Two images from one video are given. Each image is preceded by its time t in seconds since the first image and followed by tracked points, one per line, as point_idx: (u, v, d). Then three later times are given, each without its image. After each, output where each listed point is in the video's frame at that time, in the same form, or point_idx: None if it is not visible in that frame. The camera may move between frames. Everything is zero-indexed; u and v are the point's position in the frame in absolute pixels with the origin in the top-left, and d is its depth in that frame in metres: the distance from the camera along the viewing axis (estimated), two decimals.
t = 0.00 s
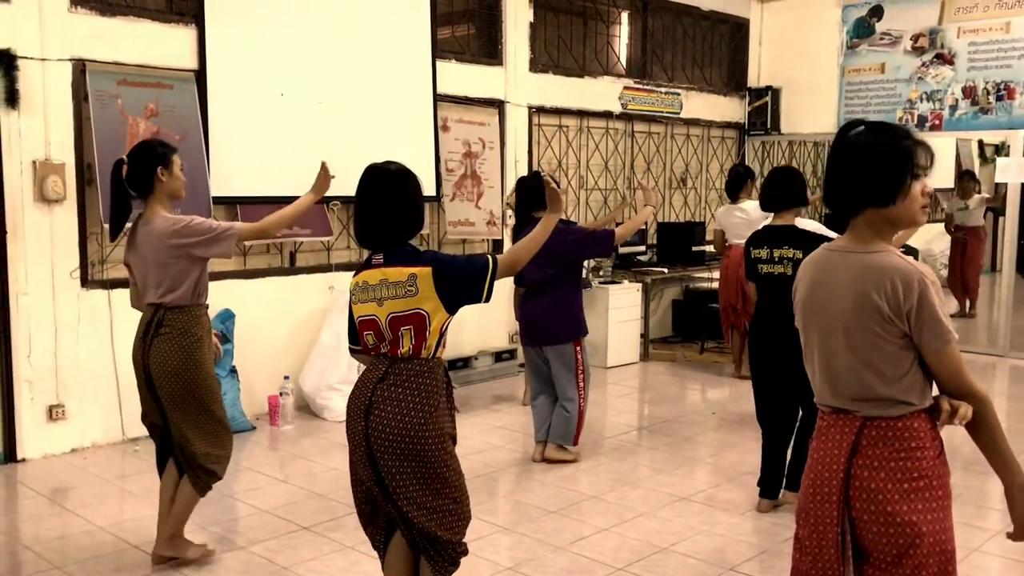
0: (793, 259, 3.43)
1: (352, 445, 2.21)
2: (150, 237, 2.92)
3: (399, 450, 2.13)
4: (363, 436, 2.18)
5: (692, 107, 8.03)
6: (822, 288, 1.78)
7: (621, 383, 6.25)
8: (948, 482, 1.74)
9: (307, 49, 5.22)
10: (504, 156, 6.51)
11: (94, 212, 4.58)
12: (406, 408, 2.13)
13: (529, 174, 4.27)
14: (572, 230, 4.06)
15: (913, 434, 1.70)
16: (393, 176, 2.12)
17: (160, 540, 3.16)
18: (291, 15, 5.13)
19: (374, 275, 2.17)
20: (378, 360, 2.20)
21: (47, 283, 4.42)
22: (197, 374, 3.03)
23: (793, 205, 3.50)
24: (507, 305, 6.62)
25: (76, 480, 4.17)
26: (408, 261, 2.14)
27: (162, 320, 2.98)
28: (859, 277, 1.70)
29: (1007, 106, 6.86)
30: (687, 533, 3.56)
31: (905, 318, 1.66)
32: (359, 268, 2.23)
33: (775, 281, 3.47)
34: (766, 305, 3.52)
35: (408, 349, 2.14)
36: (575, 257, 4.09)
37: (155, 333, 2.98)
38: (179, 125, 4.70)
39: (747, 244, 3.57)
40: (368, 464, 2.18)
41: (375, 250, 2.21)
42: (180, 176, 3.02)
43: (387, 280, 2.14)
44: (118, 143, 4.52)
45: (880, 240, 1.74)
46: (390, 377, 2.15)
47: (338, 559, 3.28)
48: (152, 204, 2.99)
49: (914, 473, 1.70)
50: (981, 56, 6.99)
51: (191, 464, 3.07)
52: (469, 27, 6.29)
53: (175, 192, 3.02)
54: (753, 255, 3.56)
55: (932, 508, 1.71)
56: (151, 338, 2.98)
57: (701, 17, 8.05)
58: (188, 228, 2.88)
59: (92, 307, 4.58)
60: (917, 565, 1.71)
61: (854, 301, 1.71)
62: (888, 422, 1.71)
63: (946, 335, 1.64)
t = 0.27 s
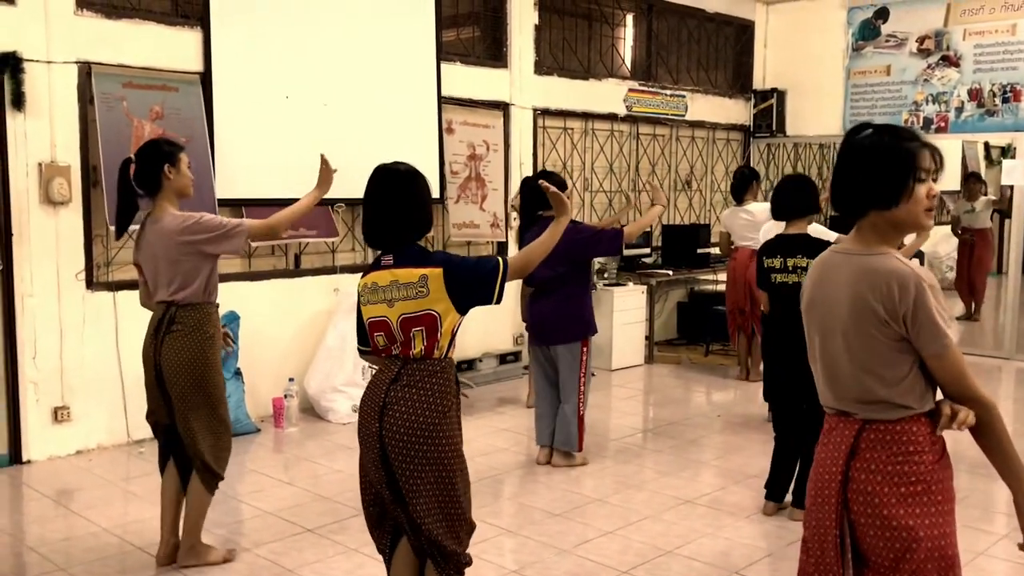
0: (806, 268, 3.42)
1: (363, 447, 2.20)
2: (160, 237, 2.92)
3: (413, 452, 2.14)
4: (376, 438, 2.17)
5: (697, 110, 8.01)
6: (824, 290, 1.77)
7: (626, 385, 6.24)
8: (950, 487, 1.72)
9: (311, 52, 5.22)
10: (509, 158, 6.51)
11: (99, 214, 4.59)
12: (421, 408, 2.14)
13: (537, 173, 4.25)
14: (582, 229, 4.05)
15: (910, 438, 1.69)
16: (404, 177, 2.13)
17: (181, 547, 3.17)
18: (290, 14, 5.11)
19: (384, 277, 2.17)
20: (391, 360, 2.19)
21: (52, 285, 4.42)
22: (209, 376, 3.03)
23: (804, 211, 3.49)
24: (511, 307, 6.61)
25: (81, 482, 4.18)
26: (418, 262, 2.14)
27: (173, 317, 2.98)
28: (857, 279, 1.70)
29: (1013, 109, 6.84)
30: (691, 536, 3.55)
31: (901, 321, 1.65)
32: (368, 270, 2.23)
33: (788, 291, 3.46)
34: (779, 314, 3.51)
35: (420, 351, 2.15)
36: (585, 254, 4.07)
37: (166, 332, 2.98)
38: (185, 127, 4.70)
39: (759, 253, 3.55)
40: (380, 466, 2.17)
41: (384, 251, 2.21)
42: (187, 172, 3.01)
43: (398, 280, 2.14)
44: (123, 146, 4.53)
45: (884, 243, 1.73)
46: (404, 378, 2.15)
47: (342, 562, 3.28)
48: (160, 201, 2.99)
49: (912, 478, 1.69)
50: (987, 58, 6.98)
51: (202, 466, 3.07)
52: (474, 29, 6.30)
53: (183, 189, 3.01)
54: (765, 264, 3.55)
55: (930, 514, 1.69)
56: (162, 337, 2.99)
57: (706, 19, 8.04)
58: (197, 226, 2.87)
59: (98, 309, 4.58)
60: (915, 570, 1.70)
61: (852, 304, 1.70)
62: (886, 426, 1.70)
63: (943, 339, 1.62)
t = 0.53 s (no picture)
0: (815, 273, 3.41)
1: (376, 453, 2.21)
2: (171, 245, 2.92)
3: (427, 458, 2.15)
4: (392, 445, 2.17)
5: (702, 111, 8.00)
6: (825, 293, 1.78)
7: (631, 388, 6.23)
8: (951, 491, 1.70)
9: (315, 54, 5.23)
10: (513, 160, 6.51)
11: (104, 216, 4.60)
12: (436, 415, 2.15)
13: (544, 176, 4.23)
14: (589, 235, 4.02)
15: (907, 441, 1.68)
16: (417, 185, 2.15)
17: (187, 550, 3.18)
18: (291, 14, 5.10)
19: (397, 283, 2.18)
20: (404, 366, 2.22)
21: (57, 287, 4.43)
22: (223, 384, 3.03)
23: (812, 216, 3.49)
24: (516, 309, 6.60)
25: (86, 483, 4.18)
26: (432, 267, 2.16)
27: (185, 326, 2.99)
28: (855, 281, 1.70)
29: (1019, 110, 6.83)
30: (696, 538, 3.54)
31: (897, 323, 1.64)
32: (380, 276, 2.25)
33: (796, 296, 3.44)
34: (786, 319, 3.49)
35: (435, 357, 2.17)
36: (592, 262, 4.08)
37: (178, 340, 2.99)
38: (190, 129, 4.71)
39: (766, 258, 3.55)
40: (397, 473, 2.17)
41: (396, 256, 2.23)
42: (197, 181, 3.02)
43: (411, 286, 2.16)
44: (128, 148, 4.53)
45: (888, 245, 1.72)
46: (419, 385, 2.17)
47: (346, 563, 3.28)
48: (171, 210, 3.00)
49: (908, 481, 1.68)
50: (993, 59, 6.97)
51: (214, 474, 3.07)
52: (478, 31, 6.32)
53: (194, 199, 3.02)
54: (772, 269, 3.54)
55: (926, 517, 1.68)
56: (174, 345, 3.00)
57: (711, 20, 8.04)
58: (210, 234, 2.88)
59: (103, 311, 4.59)
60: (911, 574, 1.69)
61: (851, 305, 1.70)
62: (884, 429, 1.70)
63: (940, 342, 1.60)
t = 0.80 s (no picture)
0: (821, 272, 3.40)
1: (388, 459, 2.21)
2: (180, 249, 2.92)
3: (440, 463, 2.15)
4: (405, 450, 2.18)
5: (706, 112, 7.99)
6: (833, 293, 1.77)
7: (634, 388, 6.22)
8: (960, 493, 1.69)
9: (319, 55, 5.23)
10: (516, 161, 6.51)
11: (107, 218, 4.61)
12: (448, 420, 2.16)
13: (551, 177, 4.24)
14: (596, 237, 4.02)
15: (913, 444, 1.67)
16: (427, 188, 2.16)
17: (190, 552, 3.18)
18: (294, 15, 5.10)
19: (407, 287, 2.18)
20: (414, 371, 2.22)
21: (61, 288, 4.44)
22: (232, 388, 3.03)
23: (818, 215, 3.49)
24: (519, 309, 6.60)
25: (90, 484, 4.18)
26: (442, 271, 2.16)
27: (193, 331, 2.99)
28: (864, 282, 1.69)
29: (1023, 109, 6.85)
30: (700, 538, 3.54)
31: (906, 325, 1.63)
32: (388, 279, 2.25)
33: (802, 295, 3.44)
34: (790, 318, 3.50)
35: (445, 363, 2.17)
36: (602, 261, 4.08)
37: (185, 346, 2.99)
38: (193, 130, 4.72)
39: (770, 257, 3.54)
40: (409, 478, 2.19)
41: (405, 260, 2.23)
42: (205, 186, 3.02)
43: (421, 291, 2.16)
44: (132, 149, 4.54)
45: (899, 246, 1.71)
46: (431, 390, 2.17)
47: (350, 564, 3.28)
48: (178, 214, 2.99)
49: (916, 484, 1.67)
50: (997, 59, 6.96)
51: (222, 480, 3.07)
52: (481, 31, 6.29)
53: (201, 203, 3.02)
54: (776, 269, 3.53)
55: (936, 521, 1.67)
56: (182, 350, 3.00)
57: (714, 20, 8.03)
58: (220, 239, 2.88)
59: (107, 311, 4.59)
60: None
61: (858, 305, 1.70)
62: (891, 432, 1.70)
63: (948, 344, 1.60)
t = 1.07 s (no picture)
0: (821, 264, 3.40)
1: (390, 454, 2.21)
2: (183, 244, 2.92)
3: (442, 457, 2.16)
4: (405, 445, 2.19)
5: (708, 111, 7.98)
6: (847, 293, 1.76)
7: (636, 388, 6.21)
8: (976, 495, 1.70)
9: (320, 55, 5.23)
10: (518, 161, 6.50)
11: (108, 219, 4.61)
12: (451, 415, 2.16)
13: (554, 173, 4.23)
14: (600, 231, 4.02)
15: (933, 446, 1.67)
16: (433, 181, 2.17)
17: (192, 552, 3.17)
18: (296, 16, 5.10)
19: (409, 280, 2.18)
20: (416, 366, 2.22)
21: (63, 289, 4.44)
22: (232, 386, 3.03)
23: (818, 209, 3.48)
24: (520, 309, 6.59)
25: (92, 485, 4.18)
26: (446, 265, 2.16)
27: (194, 326, 2.99)
28: (883, 283, 1.68)
29: None
30: (702, 538, 3.53)
31: (927, 327, 1.63)
32: (389, 273, 2.25)
33: (803, 288, 3.43)
34: (789, 313, 3.48)
35: (445, 358, 2.17)
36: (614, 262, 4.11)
37: (186, 340, 2.99)
38: (195, 131, 4.72)
39: (769, 250, 3.53)
40: (409, 473, 2.19)
41: (406, 254, 2.23)
42: (206, 181, 3.02)
43: (422, 284, 2.16)
44: (133, 150, 4.54)
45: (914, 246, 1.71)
46: (433, 383, 2.17)
47: (352, 564, 3.27)
48: (180, 210, 2.99)
49: (936, 486, 1.67)
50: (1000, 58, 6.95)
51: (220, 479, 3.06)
52: (482, 31, 6.29)
53: (202, 198, 3.02)
54: (776, 262, 3.52)
55: (956, 523, 1.67)
56: (183, 345, 2.99)
57: (716, 20, 8.01)
58: (222, 236, 2.89)
59: (108, 312, 4.59)
60: None
61: (877, 307, 1.69)
62: (909, 434, 1.69)
63: (970, 346, 1.60)
